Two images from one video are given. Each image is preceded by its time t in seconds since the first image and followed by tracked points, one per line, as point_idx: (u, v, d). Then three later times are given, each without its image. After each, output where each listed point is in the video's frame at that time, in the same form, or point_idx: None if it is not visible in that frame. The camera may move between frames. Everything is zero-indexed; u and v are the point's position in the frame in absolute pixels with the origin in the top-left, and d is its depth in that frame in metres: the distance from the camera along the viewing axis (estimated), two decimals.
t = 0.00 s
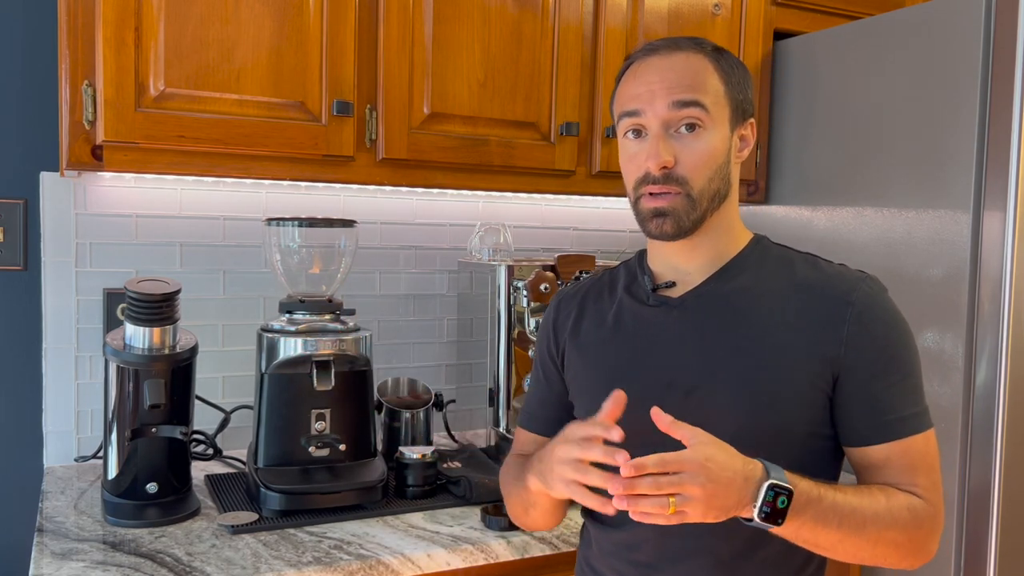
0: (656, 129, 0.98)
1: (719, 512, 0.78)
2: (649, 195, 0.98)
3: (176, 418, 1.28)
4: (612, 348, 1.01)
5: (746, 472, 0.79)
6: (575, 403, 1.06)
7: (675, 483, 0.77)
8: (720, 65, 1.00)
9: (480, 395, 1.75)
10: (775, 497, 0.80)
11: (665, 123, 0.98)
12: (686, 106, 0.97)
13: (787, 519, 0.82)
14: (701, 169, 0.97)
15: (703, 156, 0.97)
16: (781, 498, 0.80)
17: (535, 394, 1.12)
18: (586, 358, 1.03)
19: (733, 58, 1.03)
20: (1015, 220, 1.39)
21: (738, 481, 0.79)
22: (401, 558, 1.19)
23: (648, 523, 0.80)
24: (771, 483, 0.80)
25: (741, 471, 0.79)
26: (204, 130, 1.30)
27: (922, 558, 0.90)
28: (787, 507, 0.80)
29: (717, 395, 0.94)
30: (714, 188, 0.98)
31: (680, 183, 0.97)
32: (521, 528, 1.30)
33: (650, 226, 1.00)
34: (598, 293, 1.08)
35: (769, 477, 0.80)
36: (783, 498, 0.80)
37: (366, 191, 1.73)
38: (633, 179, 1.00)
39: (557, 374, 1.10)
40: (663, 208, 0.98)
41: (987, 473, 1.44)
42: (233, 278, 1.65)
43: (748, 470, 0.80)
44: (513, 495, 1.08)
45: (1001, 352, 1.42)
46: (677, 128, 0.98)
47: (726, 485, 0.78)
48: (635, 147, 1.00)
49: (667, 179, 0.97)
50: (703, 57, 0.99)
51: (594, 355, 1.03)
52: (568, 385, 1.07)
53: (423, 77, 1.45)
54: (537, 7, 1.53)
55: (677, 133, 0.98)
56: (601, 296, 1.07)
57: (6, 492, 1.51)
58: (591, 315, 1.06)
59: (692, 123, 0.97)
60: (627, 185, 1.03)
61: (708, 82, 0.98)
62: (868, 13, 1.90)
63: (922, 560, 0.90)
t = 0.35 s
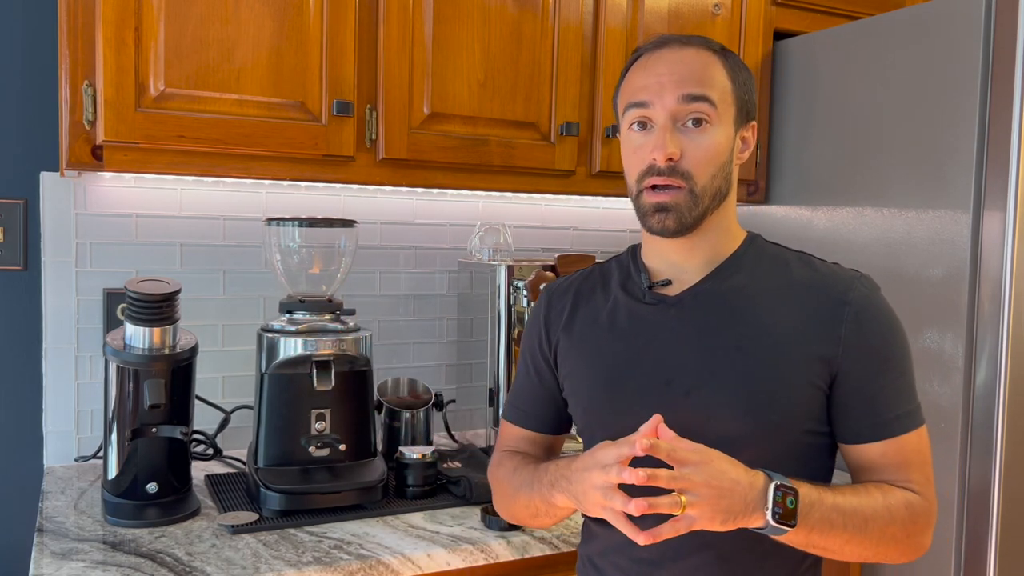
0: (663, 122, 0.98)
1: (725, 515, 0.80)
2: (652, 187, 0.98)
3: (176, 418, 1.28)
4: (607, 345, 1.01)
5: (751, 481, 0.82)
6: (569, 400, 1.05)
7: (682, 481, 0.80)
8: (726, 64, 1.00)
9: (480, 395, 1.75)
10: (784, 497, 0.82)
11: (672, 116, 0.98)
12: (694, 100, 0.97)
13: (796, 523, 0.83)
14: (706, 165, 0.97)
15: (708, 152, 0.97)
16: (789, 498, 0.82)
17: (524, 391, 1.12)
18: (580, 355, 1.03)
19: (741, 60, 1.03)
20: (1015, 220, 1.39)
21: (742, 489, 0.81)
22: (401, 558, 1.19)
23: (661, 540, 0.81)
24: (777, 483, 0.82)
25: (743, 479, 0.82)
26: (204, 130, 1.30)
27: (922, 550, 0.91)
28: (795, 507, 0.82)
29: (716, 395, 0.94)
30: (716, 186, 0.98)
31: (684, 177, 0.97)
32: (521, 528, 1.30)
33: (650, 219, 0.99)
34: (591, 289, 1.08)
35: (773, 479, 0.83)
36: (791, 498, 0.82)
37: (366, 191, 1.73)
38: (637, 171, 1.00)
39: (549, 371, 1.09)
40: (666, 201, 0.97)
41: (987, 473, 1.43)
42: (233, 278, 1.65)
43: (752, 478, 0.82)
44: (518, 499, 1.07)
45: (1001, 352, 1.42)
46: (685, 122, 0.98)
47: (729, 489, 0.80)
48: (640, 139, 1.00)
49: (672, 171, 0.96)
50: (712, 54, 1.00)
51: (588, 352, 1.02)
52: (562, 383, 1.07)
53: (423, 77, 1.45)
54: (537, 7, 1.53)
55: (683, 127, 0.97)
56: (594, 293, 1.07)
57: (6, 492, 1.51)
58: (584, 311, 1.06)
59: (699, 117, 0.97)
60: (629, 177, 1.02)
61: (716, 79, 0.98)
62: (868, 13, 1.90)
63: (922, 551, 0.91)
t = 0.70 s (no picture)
0: (664, 123, 0.98)
1: (728, 516, 0.80)
2: (653, 189, 0.98)
3: (176, 418, 1.28)
4: (607, 346, 1.01)
5: (756, 481, 0.82)
6: (571, 401, 1.05)
7: (683, 483, 0.80)
8: (727, 64, 1.00)
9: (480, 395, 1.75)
10: (787, 496, 0.82)
11: (672, 118, 0.98)
12: (694, 102, 0.97)
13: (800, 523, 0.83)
14: (707, 166, 0.97)
15: (709, 153, 0.97)
16: (792, 497, 0.82)
17: (531, 393, 1.12)
18: (582, 356, 1.03)
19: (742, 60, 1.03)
20: (1015, 219, 1.39)
21: (744, 488, 0.81)
22: (401, 558, 1.19)
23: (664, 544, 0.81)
24: (781, 482, 0.82)
25: (744, 478, 0.81)
26: (204, 130, 1.30)
27: (926, 551, 0.91)
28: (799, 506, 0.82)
29: (717, 396, 0.94)
30: (718, 186, 0.98)
31: (685, 178, 0.97)
32: (521, 528, 1.30)
33: (652, 221, 0.99)
34: (592, 290, 1.08)
35: (776, 478, 0.83)
36: (795, 497, 0.82)
37: (366, 191, 1.73)
38: (637, 173, 1.00)
39: (553, 373, 1.09)
40: (668, 203, 0.97)
41: (987, 472, 1.43)
42: (233, 278, 1.65)
43: (757, 478, 0.82)
44: (528, 505, 1.06)
45: (1001, 352, 1.42)
46: (685, 124, 0.98)
47: (730, 489, 0.80)
48: (640, 141, 1.00)
49: (673, 173, 0.96)
50: (711, 54, 1.00)
51: (589, 353, 1.02)
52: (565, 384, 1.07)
53: (423, 77, 1.45)
54: (537, 7, 1.53)
55: (684, 129, 0.97)
56: (595, 294, 1.07)
57: (6, 492, 1.51)
58: (586, 313, 1.06)
59: (699, 119, 0.97)
60: (630, 178, 1.02)
61: (716, 79, 0.98)
62: (868, 13, 1.90)
63: (926, 552, 0.91)
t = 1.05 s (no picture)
0: (678, 123, 0.97)
1: (724, 511, 0.78)
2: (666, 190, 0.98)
3: (176, 418, 1.28)
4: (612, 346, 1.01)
5: (757, 480, 0.79)
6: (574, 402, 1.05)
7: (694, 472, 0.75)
8: (739, 65, 1.00)
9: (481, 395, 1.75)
10: (783, 502, 0.80)
11: (686, 119, 0.98)
12: (708, 104, 0.97)
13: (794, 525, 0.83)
14: (720, 168, 0.97)
15: (723, 155, 0.97)
16: (789, 503, 0.81)
17: (534, 393, 1.12)
18: (585, 357, 1.03)
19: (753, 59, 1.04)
20: (1015, 219, 1.39)
21: (748, 486, 0.78)
22: (401, 558, 1.19)
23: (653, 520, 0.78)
24: (780, 487, 0.80)
25: (750, 477, 0.78)
26: (205, 130, 1.30)
27: (920, 555, 0.90)
28: (794, 512, 0.81)
29: (719, 396, 0.94)
30: (730, 188, 0.98)
31: (699, 180, 0.97)
32: (520, 528, 1.30)
33: (664, 222, 0.99)
34: (596, 290, 1.08)
35: (776, 483, 0.81)
36: (790, 503, 0.81)
37: (366, 191, 1.73)
38: (648, 173, 0.99)
39: (557, 373, 1.09)
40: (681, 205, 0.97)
41: (987, 472, 1.43)
42: (233, 278, 1.65)
43: (759, 477, 0.80)
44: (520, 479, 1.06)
45: (1001, 352, 1.42)
46: (698, 125, 0.97)
47: (734, 486, 0.77)
48: (652, 141, 0.99)
49: (687, 175, 0.96)
50: (724, 53, 1.00)
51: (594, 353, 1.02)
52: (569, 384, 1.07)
53: (423, 77, 1.45)
54: (537, 7, 1.53)
55: (697, 130, 0.97)
56: (598, 294, 1.07)
57: (7, 492, 1.52)
58: (591, 314, 1.06)
59: (712, 121, 0.97)
60: (640, 178, 1.02)
61: (729, 81, 0.98)
62: (868, 13, 1.90)
63: (920, 557, 0.90)
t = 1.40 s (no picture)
0: (657, 122, 0.98)
1: (724, 516, 0.79)
2: (645, 188, 0.98)
3: (176, 418, 1.28)
4: (616, 346, 1.01)
5: (759, 485, 0.80)
6: (577, 402, 1.06)
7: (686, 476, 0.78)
8: (729, 62, 0.99)
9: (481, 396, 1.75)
10: (788, 506, 0.80)
11: (666, 118, 0.98)
12: (689, 102, 0.97)
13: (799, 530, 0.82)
14: (699, 166, 0.96)
15: (702, 153, 0.96)
16: (793, 507, 0.80)
17: (537, 393, 1.12)
18: (588, 357, 1.03)
19: (749, 55, 1.02)
20: (1016, 220, 1.39)
21: (749, 492, 0.79)
22: (401, 558, 1.19)
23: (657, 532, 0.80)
24: (782, 491, 0.80)
25: (750, 482, 0.80)
26: (204, 130, 1.30)
27: (923, 558, 0.91)
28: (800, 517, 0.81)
29: (724, 398, 0.94)
30: (712, 186, 0.97)
31: (676, 178, 0.97)
32: (521, 528, 1.30)
33: (645, 221, 0.99)
34: (599, 289, 1.08)
35: (779, 487, 0.81)
36: (795, 507, 0.80)
37: (366, 191, 1.73)
38: (631, 171, 1.00)
39: (559, 372, 1.10)
40: (659, 203, 0.98)
41: (987, 472, 1.43)
42: (233, 278, 1.65)
43: (761, 483, 0.80)
44: (533, 498, 1.06)
45: (1001, 352, 1.42)
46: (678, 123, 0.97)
47: (733, 491, 0.78)
48: (634, 140, 1.00)
49: (663, 173, 0.97)
50: (710, 51, 0.99)
51: (597, 353, 1.03)
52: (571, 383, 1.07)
53: (423, 77, 1.45)
54: (537, 7, 1.53)
55: (677, 128, 0.97)
56: (601, 293, 1.07)
57: (7, 492, 1.52)
58: (594, 312, 1.06)
59: (693, 118, 0.97)
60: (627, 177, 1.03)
61: (713, 78, 0.98)
62: (868, 13, 1.90)
63: (924, 558, 0.91)
